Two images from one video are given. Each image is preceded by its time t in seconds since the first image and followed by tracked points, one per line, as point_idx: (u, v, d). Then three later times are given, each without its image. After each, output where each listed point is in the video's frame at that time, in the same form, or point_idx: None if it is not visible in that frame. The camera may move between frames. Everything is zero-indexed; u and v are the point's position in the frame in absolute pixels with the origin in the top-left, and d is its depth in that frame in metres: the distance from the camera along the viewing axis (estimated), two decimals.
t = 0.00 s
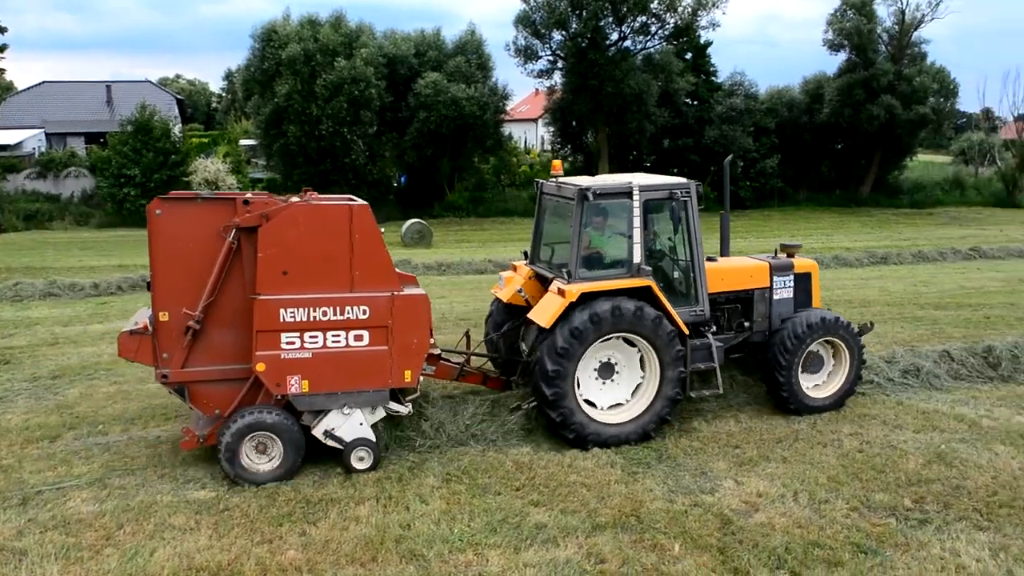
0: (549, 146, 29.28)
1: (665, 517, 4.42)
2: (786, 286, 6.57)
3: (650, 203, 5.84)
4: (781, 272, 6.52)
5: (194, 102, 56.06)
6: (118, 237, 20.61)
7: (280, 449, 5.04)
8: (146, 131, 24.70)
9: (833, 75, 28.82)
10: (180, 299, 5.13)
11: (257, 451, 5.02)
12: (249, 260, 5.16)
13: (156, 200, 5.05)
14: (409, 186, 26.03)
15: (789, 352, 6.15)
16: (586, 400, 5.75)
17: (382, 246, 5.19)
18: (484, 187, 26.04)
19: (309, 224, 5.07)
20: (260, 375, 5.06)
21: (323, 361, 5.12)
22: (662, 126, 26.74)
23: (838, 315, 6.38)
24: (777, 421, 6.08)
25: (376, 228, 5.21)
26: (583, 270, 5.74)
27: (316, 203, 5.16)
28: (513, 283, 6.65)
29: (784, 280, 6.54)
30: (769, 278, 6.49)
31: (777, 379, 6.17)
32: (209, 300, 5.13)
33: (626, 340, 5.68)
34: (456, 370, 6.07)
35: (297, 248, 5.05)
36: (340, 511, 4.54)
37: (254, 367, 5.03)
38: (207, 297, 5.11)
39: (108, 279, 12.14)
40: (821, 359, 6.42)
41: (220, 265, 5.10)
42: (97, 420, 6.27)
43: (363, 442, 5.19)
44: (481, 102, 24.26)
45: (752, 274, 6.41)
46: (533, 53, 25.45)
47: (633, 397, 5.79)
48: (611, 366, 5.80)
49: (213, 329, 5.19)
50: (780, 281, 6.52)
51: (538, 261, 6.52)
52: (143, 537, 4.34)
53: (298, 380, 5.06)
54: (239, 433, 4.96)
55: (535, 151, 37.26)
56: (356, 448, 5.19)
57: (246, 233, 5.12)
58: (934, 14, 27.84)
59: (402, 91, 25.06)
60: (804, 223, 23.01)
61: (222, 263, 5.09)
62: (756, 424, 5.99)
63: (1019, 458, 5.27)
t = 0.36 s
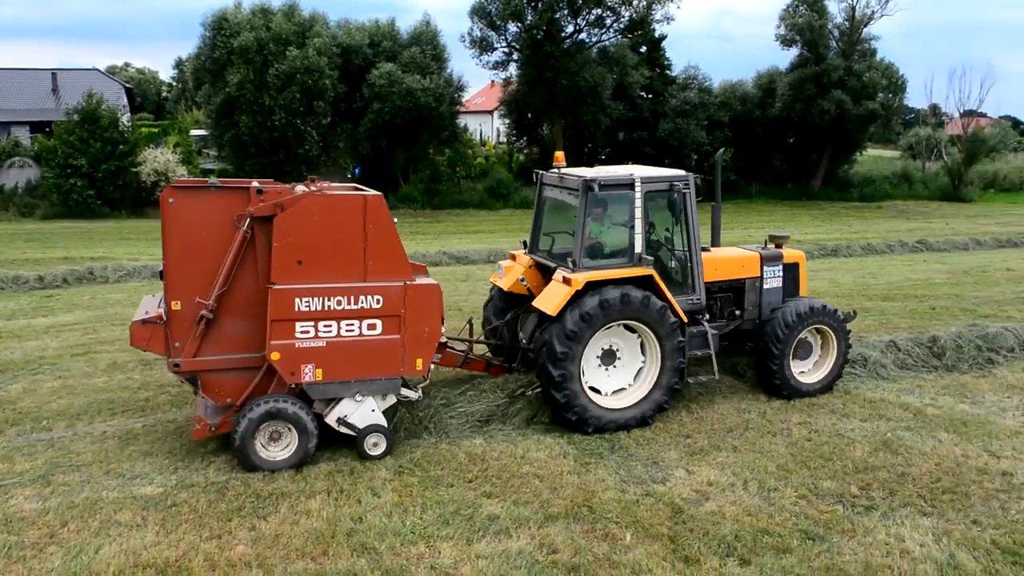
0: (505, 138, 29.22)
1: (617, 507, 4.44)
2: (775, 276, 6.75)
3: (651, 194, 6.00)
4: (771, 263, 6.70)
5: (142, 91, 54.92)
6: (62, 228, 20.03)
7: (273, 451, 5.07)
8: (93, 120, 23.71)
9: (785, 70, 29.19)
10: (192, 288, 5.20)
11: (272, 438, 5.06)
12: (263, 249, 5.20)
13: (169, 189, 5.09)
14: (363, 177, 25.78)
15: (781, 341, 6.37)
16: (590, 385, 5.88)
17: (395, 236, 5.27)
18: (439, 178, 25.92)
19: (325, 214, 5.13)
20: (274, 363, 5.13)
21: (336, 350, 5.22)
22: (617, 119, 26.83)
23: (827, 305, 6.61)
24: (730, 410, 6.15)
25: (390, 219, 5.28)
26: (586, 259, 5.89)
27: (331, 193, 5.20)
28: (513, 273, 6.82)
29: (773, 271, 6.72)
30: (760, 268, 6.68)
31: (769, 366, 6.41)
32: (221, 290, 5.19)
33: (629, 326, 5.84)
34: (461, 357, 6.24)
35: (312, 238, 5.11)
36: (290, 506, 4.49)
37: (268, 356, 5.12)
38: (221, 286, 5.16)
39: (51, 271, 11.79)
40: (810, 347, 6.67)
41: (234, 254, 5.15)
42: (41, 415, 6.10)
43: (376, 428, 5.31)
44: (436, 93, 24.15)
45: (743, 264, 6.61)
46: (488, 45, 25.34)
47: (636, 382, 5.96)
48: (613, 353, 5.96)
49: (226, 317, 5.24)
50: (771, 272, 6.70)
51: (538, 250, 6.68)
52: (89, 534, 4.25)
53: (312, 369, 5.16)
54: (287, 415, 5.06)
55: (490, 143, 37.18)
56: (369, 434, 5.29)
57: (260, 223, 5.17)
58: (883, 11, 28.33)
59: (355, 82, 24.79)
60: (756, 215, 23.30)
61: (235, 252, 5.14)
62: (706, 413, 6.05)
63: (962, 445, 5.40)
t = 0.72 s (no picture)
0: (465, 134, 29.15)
1: (573, 503, 4.46)
2: (766, 272, 6.89)
3: (656, 190, 6.11)
4: (763, 259, 6.83)
5: (96, 83, 53.98)
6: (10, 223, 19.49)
7: (284, 430, 5.00)
8: (44, 113, 23.09)
9: (743, 70, 29.51)
10: (211, 282, 5.11)
11: (292, 432, 5.05)
12: (283, 243, 5.17)
13: (188, 183, 4.99)
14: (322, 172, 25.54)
15: (773, 336, 6.57)
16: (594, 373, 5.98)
17: (413, 230, 5.30)
18: (399, 174, 25.86)
19: (344, 208, 5.12)
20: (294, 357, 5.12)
21: (354, 343, 5.23)
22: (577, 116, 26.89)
23: (816, 299, 6.81)
24: (689, 407, 6.19)
25: (407, 213, 5.29)
26: (594, 252, 6.00)
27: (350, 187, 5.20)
28: (518, 264, 6.75)
29: (765, 267, 6.86)
30: (753, 264, 6.81)
31: (762, 360, 6.61)
32: (241, 284, 5.12)
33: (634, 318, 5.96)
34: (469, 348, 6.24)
35: (332, 232, 5.10)
36: (244, 505, 4.43)
37: (288, 349, 5.09)
38: (240, 281, 5.10)
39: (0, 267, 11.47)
40: (799, 339, 6.88)
41: (254, 248, 5.10)
42: None
43: (391, 420, 5.37)
44: (397, 89, 24.05)
45: (737, 260, 6.72)
46: (448, 41, 25.22)
47: (637, 372, 6.07)
48: (617, 344, 6.06)
49: (244, 312, 5.18)
50: (762, 268, 6.84)
51: (542, 242, 6.71)
52: (35, 536, 4.16)
53: (331, 363, 5.16)
54: (317, 442, 5.09)
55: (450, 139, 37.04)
56: (386, 426, 5.37)
57: (280, 217, 5.13)
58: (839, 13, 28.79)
59: (314, 77, 24.61)
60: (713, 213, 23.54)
61: (255, 247, 5.09)
62: (662, 410, 6.12)
63: (912, 439, 5.50)
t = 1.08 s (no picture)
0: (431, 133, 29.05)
1: (540, 500, 4.46)
2: (765, 268, 7.15)
3: (663, 186, 6.35)
4: (762, 256, 7.09)
5: (55, 83, 53.10)
6: None
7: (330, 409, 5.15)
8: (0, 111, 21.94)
9: (706, 68, 29.75)
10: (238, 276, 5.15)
11: (320, 420, 5.16)
12: (307, 237, 5.21)
13: (215, 180, 5.02)
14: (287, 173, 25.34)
15: (770, 332, 6.75)
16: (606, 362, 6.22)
17: (434, 223, 5.38)
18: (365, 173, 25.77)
19: (368, 202, 5.19)
20: (321, 348, 5.19)
21: (379, 334, 5.32)
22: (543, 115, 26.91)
23: (814, 294, 7.00)
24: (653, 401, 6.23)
25: (429, 207, 5.38)
26: (605, 245, 6.22)
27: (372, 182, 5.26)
28: (528, 256, 6.90)
29: (764, 263, 7.12)
30: (752, 260, 7.06)
31: (760, 349, 6.79)
32: (267, 278, 5.16)
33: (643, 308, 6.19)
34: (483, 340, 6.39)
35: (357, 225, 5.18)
36: (208, 508, 4.38)
37: (315, 341, 5.17)
38: (267, 275, 5.14)
39: None
40: (798, 332, 7.05)
41: (280, 242, 5.14)
42: None
43: (413, 412, 5.48)
44: (361, 87, 23.98)
45: (738, 256, 6.97)
46: (413, 40, 25.09)
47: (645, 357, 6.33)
48: (626, 333, 6.30)
49: (271, 305, 5.22)
50: (762, 263, 7.10)
51: (551, 236, 6.90)
52: None
53: (357, 354, 5.25)
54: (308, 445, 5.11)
55: (415, 138, 36.90)
56: (408, 418, 5.47)
57: (304, 212, 5.18)
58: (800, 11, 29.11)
59: (278, 76, 24.32)
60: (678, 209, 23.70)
61: (281, 241, 5.13)
62: (627, 408, 6.12)
63: (874, 431, 5.58)
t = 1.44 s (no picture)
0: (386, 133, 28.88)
1: (492, 500, 4.46)
2: (749, 266, 7.45)
3: (654, 184, 6.67)
4: (747, 254, 7.40)
5: None
6: None
7: (345, 421, 5.34)
8: None
9: (660, 69, 30.01)
10: (248, 273, 5.27)
11: (334, 413, 5.31)
12: (314, 234, 5.37)
13: (226, 180, 5.14)
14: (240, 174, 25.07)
15: (754, 328, 6.98)
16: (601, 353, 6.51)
17: (436, 220, 5.58)
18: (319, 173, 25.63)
19: (373, 200, 5.36)
20: (331, 342, 5.34)
21: (386, 327, 5.49)
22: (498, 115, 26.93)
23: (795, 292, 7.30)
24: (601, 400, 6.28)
25: (431, 203, 5.57)
26: (599, 240, 6.54)
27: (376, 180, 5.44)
28: (522, 251, 7.12)
29: (748, 261, 7.42)
30: (737, 257, 7.37)
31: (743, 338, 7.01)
32: (277, 274, 5.29)
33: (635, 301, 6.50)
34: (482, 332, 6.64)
35: (363, 221, 5.34)
36: (155, 514, 4.31)
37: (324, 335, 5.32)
38: (277, 271, 5.28)
39: None
40: (780, 328, 7.31)
41: (289, 239, 5.28)
42: None
43: (421, 402, 5.65)
44: (315, 87, 23.72)
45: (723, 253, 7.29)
46: (367, 39, 24.91)
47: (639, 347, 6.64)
48: (619, 325, 6.59)
49: (280, 301, 5.35)
50: (746, 261, 7.40)
51: (545, 233, 7.20)
52: None
53: (366, 347, 5.40)
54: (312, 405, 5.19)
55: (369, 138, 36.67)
56: (415, 409, 5.65)
57: (312, 210, 5.33)
58: (751, 14, 29.51)
59: (230, 75, 23.97)
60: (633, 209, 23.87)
61: (290, 238, 5.27)
62: (581, 404, 6.17)
63: (822, 426, 5.68)
